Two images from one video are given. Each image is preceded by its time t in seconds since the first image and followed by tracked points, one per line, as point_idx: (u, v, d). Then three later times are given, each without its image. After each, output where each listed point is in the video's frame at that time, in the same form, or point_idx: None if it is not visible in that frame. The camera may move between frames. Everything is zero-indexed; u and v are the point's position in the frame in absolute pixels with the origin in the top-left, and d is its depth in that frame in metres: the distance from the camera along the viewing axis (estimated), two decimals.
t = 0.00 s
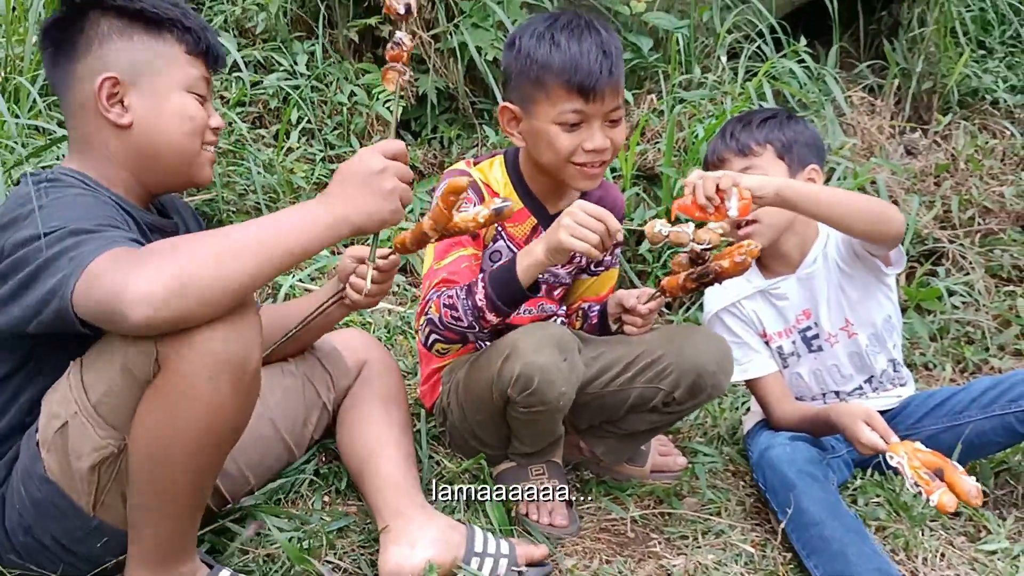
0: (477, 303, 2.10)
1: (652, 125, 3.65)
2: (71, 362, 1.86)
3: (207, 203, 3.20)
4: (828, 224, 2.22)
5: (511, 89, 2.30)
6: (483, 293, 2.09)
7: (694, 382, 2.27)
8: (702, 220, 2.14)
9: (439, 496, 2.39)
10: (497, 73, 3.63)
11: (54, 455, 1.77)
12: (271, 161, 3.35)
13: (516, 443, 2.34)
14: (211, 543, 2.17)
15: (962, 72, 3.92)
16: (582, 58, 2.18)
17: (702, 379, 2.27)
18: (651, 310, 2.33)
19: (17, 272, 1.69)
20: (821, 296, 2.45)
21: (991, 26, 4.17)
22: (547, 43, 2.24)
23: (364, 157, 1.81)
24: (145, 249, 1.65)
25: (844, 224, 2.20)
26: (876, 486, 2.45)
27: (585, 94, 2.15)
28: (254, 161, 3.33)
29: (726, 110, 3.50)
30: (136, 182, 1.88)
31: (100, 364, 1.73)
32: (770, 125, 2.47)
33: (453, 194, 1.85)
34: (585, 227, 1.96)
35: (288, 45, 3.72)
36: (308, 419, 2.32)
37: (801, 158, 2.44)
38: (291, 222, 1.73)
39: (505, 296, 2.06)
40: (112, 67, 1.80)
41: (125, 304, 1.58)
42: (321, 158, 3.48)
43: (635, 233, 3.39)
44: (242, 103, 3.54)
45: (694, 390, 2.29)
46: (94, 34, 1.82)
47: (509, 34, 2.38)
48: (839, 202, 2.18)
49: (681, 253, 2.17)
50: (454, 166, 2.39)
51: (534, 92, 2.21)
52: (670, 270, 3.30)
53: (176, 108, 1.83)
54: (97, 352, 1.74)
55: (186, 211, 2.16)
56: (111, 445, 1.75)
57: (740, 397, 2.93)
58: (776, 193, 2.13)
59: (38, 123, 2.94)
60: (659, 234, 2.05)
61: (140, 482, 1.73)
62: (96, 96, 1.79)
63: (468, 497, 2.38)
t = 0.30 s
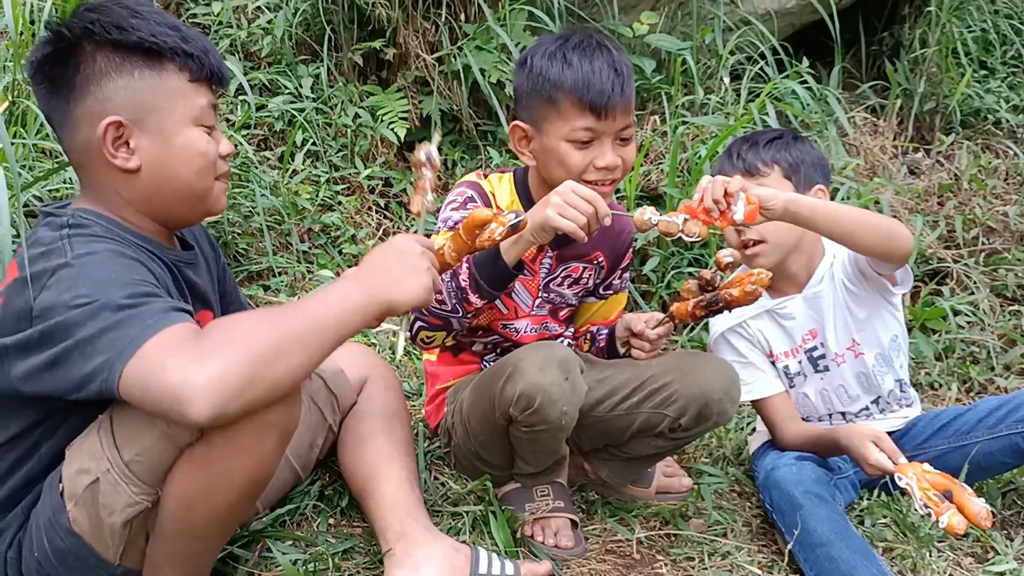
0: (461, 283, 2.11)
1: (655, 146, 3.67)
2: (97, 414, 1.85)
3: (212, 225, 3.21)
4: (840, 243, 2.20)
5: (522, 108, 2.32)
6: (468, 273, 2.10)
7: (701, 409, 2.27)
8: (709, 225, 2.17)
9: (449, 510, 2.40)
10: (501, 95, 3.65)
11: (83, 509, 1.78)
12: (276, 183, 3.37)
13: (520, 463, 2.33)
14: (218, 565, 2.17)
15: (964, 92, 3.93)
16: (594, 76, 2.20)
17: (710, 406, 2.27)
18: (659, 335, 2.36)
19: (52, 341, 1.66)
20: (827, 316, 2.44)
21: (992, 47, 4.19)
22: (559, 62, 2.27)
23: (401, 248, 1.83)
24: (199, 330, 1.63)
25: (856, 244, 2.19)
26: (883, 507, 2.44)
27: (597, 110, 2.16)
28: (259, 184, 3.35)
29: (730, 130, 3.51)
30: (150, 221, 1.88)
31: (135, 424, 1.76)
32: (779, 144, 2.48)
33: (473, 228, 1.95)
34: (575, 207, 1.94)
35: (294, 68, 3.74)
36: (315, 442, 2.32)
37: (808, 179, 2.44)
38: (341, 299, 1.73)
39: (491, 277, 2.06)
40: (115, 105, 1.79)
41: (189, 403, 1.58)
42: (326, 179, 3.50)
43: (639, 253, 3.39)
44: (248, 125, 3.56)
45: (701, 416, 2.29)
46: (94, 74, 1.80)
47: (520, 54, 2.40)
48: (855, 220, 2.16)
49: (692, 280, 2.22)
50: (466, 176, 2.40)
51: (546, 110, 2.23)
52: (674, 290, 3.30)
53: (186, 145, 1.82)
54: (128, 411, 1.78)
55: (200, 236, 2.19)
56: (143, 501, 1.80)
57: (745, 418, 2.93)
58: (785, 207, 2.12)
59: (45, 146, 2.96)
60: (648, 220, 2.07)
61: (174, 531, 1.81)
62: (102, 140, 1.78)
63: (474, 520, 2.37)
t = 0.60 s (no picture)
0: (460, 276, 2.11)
1: (662, 161, 3.67)
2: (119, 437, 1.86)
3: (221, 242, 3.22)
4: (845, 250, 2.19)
5: (532, 122, 2.32)
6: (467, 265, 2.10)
7: (710, 423, 2.26)
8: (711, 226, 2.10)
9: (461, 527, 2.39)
10: (508, 112, 3.65)
11: (96, 536, 1.79)
12: (284, 201, 3.38)
13: (529, 479, 2.33)
14: None
15: (971, 104, 3.93)
16: (604, 89, 2.20)
17: (718, 420, 2.26)
18: (665, 349, 2.34)
19: (75, 356, 1.67)
20: (836, 329, 2.43)
21: (999, 59, 4.19)
22: (569, 76, 2.28)
23: (427, 316, 1.83)
24: (212, 356, 1.64)
25: (864, 253, 2.18)
26: (894, 521, 2.42)
27: (607, 122, 2.17)
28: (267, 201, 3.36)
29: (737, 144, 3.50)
30: (184, 245, 1.89)
31: (147, 456, 1.76)
32: (787, 157, 2.48)
33: (495, 268, 1.87)
34: (576, 205, 1.93)
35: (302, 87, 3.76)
36: (330, 465, 2.33)
37: (817, 192, 2.44)
38: (352, 350, 1.73)
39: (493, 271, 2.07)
40: (158, 135, 1.80)
41: (191, 428, 1.58)
42: (334, 197, 3.51)
43: (646, 268, 3.39)
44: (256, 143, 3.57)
45: (709, 430, 2.28)
46: (138, 102, 1.81)
47: (529, 69, 2.41)
48: (865, 229, 2.16)
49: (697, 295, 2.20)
50: (479, 188, 2.41)
51: (557, 123, 2.24)
52: (681, 305, 3.30)
53: (225, 176, 1.82)
54: (145, 442, 1.77)
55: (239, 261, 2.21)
56: (159, 532, 1.80)
57: (754, 432, 2.92)
58: (790, 212, 2.10)
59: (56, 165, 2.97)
60: (649, 220, 2.00)
61: (198, 555, 1.84)
62: (142, 167, 1.79)
63: (482, 537, 2.36)
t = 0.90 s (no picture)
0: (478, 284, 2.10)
1: (671, 170, 3.66)
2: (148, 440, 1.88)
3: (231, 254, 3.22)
4: (858, 253, 2.18)
5: (541, 131, 2.33)
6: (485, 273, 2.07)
7: (721, 433, 2.25)
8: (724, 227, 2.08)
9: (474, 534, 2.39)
10: (516, 122, 3.66)
11: (118, 540, 1.79)
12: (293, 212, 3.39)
13: (541, 489, 2.32)
14: None
15: (981, 111, 3.91)
16: (614, 96, 2.20)
17: (730, 430, 2.25)
18: (676, 359, 2.32)
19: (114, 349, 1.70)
20: (848, 337, 2.42)
21: (1009, 66, 4.17)
22: (579, 84, 2.28)
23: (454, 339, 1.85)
24: (244, 348, 1.65)
25: (875, 254, 2.17)
26: (908, 530, 2.41)
27: (617, 129, 2.17)
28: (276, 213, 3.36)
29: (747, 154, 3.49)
30: (221, 258, 1.93)
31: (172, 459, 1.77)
32: (797, 164, 2.47)
33: (504, 291, 1.87)
34: (591, 211, 1.93)
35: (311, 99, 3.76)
36: (346, 481, 2.34)
37: (827, 200, 2.43)
38: (381, 364, 1.78)
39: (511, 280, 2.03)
40: (204, 152, 1.83)
41: (217, 413, 1.58)
42: (343, 208, 3.51)
43: (656, 277, 3.39)
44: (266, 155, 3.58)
45: (721, 440, 2.27)
46: (187, 119, 1.86)
47: (539, 78, 2.41)
48: (876, 231, 2.15)
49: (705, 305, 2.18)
50: (491, 195, 2.41)
51: (566, 131, 2.24)
52: (692, 313, 3.29)
53: (265, 199, 1.84)
54: (172, 445, 1.78)
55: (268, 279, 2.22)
56: (182, 536, 1.79)
57: (766, 441, 2.91)
58: (799, 212, 2.07)
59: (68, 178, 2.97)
60: (661, 232, 2.03)
61: (222, 558, 1.85)
62: (184, 185, 1.83)
63: (494, 547, 2.36)
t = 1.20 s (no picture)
0: (515, 326, 2.10)
1: (677, 173, 3.65)
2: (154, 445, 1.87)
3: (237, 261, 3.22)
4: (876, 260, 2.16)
5: (544, 134, 2.33)
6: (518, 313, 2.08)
7: (731, 434, 2.24)
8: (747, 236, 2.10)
9: (476, 534, 2.42)
10: (522, 126, 3.65)
11: (120, 550, 1.80)
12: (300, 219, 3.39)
13: (548, 492, 2.32)
14: None
15: (988, 111, 3.90)
16: (609, 100, 2.20)
17: (739, 431, 2.24)
18: (685, 361, 2.31)
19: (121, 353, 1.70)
20: (857, 340, 2.41)
21: (1016, 65, 4.15)
22: (577, 88, 2.28)
23: (441, 327, 1.88)
24: (231, 354, 1.63)
25: (892, 260, 2.16)
26: (918, 533, 2.40)
27: (612, 133, 2.17)
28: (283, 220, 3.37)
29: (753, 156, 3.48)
30: (237, 262, 1.94)
31: (169, 471, 1.76)
32: (800, 166, 2.46)
33: (510, 277, 1.93)
34: (609, 240, 1.93)
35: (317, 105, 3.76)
36: (353, 487, 2.33)
37: (834, 201, 2.42)
38: (374, 363, 1.79)
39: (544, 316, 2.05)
40: (225, 158, 1.86)
41: (192, 418, 1.58)
42: (349, 214, 3.51)
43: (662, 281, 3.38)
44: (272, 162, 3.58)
45: (730, 442, 2.26)
46: (210, 126, 1.89)
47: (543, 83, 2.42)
48: (890, 236, 2.14)
49: (717, 307, 2.19)
50: (496, 201, 2.40)
51: (565, 136, 2.24)
52: (699, 317, 3.28)
53: (282, 206, 1.87)
54: (171, 455, 1.77)
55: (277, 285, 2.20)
56: (182, 547, 1.80)
57: (774, 444, 2.90)
58: (821, 224, 2.07)
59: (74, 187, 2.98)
60: (683, 254, 2.03)
61: (224, 567, 1.85)
62: (206, 191, 1.85)
63: (502, 553, 2.36)
